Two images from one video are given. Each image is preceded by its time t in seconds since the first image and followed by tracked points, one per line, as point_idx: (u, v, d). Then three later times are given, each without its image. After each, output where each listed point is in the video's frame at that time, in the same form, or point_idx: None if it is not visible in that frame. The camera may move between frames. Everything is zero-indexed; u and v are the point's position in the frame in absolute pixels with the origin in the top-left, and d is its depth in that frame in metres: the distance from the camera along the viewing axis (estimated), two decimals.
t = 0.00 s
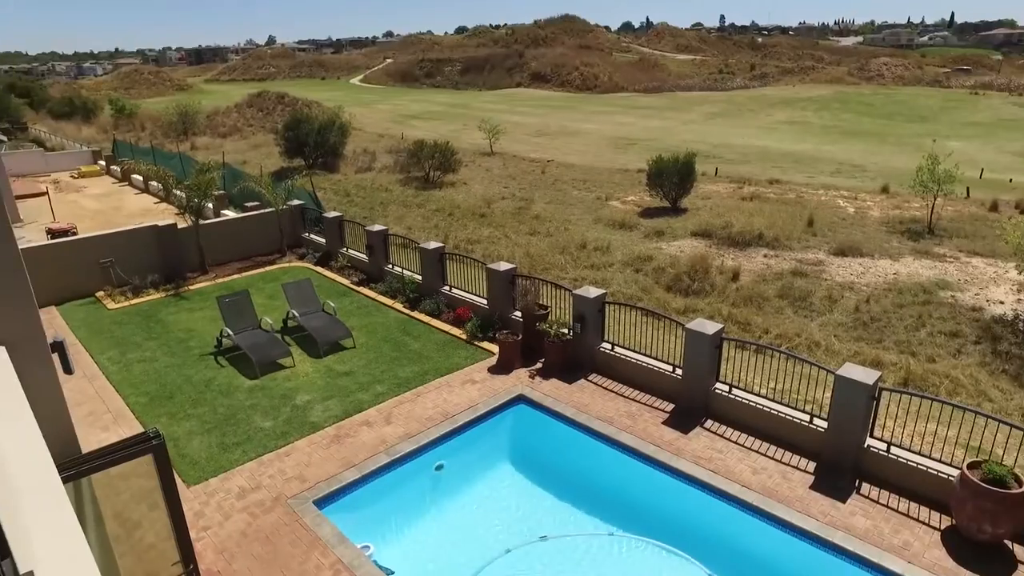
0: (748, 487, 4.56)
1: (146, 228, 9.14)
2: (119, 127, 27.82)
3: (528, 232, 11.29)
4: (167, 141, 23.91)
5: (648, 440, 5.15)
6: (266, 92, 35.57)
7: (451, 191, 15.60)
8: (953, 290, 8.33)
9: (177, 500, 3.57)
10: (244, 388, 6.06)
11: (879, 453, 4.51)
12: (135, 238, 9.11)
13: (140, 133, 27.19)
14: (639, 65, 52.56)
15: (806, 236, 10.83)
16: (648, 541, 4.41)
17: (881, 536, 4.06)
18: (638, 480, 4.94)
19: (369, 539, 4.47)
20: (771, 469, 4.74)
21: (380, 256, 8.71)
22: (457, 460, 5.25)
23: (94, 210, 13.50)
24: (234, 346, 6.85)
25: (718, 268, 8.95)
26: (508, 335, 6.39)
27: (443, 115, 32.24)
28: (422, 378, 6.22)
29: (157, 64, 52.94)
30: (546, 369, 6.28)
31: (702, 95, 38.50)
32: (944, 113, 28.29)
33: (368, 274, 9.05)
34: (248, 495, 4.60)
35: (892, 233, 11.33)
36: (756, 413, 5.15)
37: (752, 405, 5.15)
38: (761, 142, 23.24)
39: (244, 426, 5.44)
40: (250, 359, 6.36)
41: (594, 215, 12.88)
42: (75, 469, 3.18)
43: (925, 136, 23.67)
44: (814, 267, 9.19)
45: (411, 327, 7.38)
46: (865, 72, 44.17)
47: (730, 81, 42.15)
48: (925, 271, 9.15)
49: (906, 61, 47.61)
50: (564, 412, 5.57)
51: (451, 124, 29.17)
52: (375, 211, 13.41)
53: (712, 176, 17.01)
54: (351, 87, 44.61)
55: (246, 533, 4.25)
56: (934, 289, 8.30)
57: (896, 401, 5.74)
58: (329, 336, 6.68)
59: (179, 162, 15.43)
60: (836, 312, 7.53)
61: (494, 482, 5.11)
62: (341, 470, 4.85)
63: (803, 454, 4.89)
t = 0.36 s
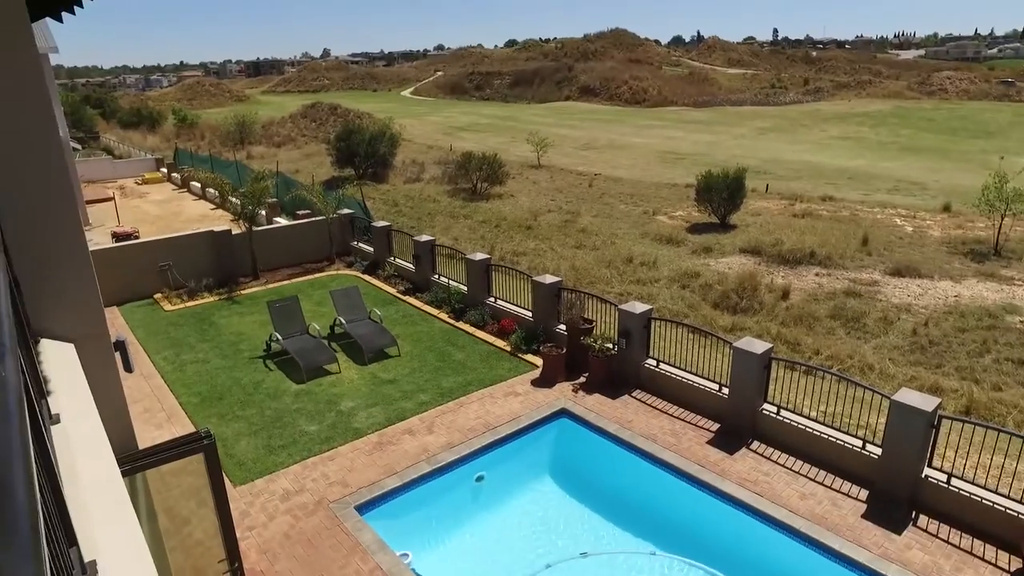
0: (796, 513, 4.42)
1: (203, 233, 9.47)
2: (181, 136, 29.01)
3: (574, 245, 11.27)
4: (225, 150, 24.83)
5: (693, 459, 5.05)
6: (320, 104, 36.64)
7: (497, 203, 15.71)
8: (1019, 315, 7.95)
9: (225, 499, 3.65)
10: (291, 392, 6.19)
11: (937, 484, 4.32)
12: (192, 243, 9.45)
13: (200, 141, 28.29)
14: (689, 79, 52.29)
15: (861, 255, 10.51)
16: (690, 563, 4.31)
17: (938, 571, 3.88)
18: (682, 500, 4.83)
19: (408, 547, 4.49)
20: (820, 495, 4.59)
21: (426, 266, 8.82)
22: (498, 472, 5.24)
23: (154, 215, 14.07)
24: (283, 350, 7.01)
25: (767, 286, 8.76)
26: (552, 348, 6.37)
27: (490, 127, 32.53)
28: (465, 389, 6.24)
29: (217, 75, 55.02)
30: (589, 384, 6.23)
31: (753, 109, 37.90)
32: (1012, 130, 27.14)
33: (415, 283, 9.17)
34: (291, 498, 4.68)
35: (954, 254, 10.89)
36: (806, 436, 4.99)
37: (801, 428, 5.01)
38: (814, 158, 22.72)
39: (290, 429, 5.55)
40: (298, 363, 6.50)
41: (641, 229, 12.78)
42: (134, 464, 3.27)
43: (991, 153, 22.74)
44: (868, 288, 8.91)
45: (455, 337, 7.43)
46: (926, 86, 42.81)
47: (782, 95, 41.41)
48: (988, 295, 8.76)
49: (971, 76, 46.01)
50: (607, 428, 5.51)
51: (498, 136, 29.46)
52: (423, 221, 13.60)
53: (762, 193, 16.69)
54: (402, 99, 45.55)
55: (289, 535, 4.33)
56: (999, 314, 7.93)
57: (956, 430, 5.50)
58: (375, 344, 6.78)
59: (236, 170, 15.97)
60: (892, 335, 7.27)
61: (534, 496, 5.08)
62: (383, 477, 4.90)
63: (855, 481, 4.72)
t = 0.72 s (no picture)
0: (849, 539, 4.25)
1: (258, 237, 9.75)
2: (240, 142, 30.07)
3: (621, 256, 11.19)
4: (281, 156, 25.61)
5: (741, 478, 4.92)
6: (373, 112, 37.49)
7: (545, 212, 15.74)
8: None
9: (272, 497, 3.73)
10: (338, 394, 6.30)
11: (1005, 516, 4.10)
12: (247, 245, 9.72)
13: (257, 147, 29.26)
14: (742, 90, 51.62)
15: (922, 272, 10.12)
16: None
17: None
18: (728, 519, 4.71)
19: (448, 552, 4.50)
20: (875, 521, 4.41)
21: (473, 273, 8.88)
22: (540, 481, 5.22)
23: (212, 218, 14.59)
24: (331, 353, 7.15)
25: (820, 301, 8.52)
26: (597, 359, 6.32)
27: (537, 136, 32.64)
28: (509, 397, 6.24)
29: (274, 83, 56.78)
30: (634, 396, 6.15)
31: (807, 120, 37.02)
32: None
33: (462, 291, 9.25)
34: (335, 498, 4.76)
35: None
36: (861, 459, 4.81)
37: (855, 450, 4.83)
38: (872, 171, 22.03)
39: (336, 431, 5.64)
40: (345, 366, 6.61)
41: (690, 240, 12.61)
42: (188, 459, 3.37)
43: None
44: (929, 306, 8.56)
45: (500, 345, 7.44)
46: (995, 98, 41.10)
47: (839, 106, 40.37)
48: None
49: None
50: (651, 441, 5.42)
51: (546, 145, 29.57)
52: (470, 229, 13.72)
53: (816, 206, 16.26)
54: (451, 109, 46.31)
55: (332, 535, 4.39)
56: None
57: None
58: (421, 350, 6.84)
59: (290, 175, 16.42)
60: (954, 356, 6.97)
61: (575, 508, 5.03)
62: (426, 481, 4.93)
63: (912, 508, 4.52)
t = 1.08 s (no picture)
0: (900, 565, 4.09)
1: (305, 240, 9.97)
2: (290, 147, 30.88)
3: (665, 265, 11.07)
4: (328, 161, 26.19)
5: (786, 497, 4.78)
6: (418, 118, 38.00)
7: (588, 219, 15.69)
8: None
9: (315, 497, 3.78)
10: (379, 397, 6.37)
11: None
12: (294, 248, 9.98)
13: (306, 152, 30.01)
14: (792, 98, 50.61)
15: (982, 288, 9.71)
16: None
17: None
18: (772, 538, 4.59)
19: (485, 559, 4.50)
20: (928, 548, 4.23)
21: (516, 280, 8.90)
22: (578, 491, 5.17)
23: (261, 220, 14.99)
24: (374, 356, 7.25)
25: (872, 316, 8.26)
26: (640, 369, 6.25)
27: (580, 143, 32.58)
28: (549, 405, 6.21)
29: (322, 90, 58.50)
30: (676, 408, 6.05)
31: (859, 129, 36.01)
32: None
33: (504, 297, 9.27)
34: (374, 500, 4.80)
35: None
36: (915, 482, 4.62)
37: (908, 473, 4.65)
38: (928, 182, 21.29)
39: (376, 433, 5.70)
40: (387, 369, 6.68)
41: (735, 251, 12.39)
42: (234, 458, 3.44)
43: None
44: (990, 324, 8.20)
45: (541, 352, 7.42)
46: None
47: (893, 115, 39.20)
48: None
49: None
50: (693, 454, 5.32)
51: (590, 152, 29.50)
52: (513, 235, 13.76)
53: (869, 218, 15.78)
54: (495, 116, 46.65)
55: (370, 536, 4.43)
56: None
57: None
58: (462, 355, 6.87)
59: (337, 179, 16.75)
60: (1015, 378, 6.65)
61: (614, 519, 4.97)
62: (464, 487, 4.94)
63: (971, 537, 4.32)
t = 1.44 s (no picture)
0: None
1: (356, 242, 10.18)
2: (343, 151, 31.66)
3: (715, 275, 10.88)
4: (380, 165, 26.70)
5: (840, 519, 4.61)
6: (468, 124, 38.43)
7: (638, 227, 15.56)
8: None
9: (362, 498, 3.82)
10: (426, 400, 6.42)
11: None
12: (345, 251, 10.20)
13: (358, 156, 30.68)
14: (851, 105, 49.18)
15: None
16: None
17: None
18: (824, 559, 4.42)
19: (527, 567, 4.47)
20: None
21: (564, 286, 8.88)
22: (623, 502, 5.10)
23: (314, 222, 15.37)
24: (421, 359, 7.32)
25: (935, 333, 7.92)
26: (688, 381, 6.15)
27: (630, 150, 32.35)
28: (595, 414, 6.16)
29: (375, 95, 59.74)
30: (725, 422, 5.92)
31: (922, 137, 34.69)
32: None
33: (552, 304, 9.26)
34: (418, 503, 4.84)
35: None
36: (981, 510, 4.40)
37: (974, 500, 4.42)
38: (997, 194, 20.33)
39: (422, 436, 5.75)
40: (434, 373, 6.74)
41: (789, 262, 12.08)
42: (283, 456, 3.50)
43: None
44: None
45: (588, 361, 7.37)
46: None
47: (960, 123, 37.63)
48: None
49: None
50: (742, 470, 5.19)
51: (639, 160, 29.30)
52: (561, 242, 13.74)
53: (932, 231, 15.17)
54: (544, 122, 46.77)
55: (413, 539, 4.47)
56: None
57: None
58: (508, 360, 6.89)
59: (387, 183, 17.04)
60: None
61: (659, 533, 4.89)
62: (508, 494, 4.93)
63: None
